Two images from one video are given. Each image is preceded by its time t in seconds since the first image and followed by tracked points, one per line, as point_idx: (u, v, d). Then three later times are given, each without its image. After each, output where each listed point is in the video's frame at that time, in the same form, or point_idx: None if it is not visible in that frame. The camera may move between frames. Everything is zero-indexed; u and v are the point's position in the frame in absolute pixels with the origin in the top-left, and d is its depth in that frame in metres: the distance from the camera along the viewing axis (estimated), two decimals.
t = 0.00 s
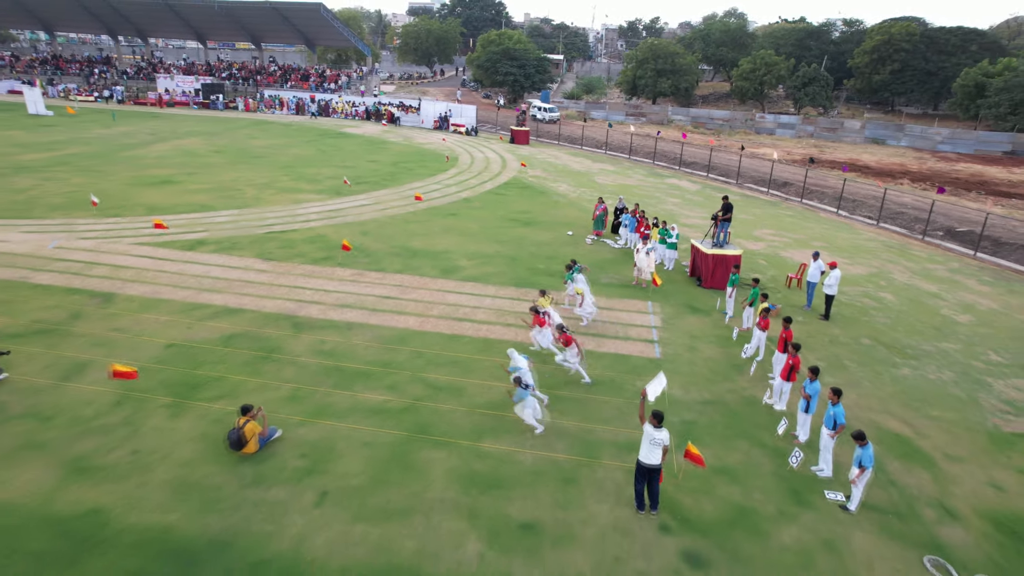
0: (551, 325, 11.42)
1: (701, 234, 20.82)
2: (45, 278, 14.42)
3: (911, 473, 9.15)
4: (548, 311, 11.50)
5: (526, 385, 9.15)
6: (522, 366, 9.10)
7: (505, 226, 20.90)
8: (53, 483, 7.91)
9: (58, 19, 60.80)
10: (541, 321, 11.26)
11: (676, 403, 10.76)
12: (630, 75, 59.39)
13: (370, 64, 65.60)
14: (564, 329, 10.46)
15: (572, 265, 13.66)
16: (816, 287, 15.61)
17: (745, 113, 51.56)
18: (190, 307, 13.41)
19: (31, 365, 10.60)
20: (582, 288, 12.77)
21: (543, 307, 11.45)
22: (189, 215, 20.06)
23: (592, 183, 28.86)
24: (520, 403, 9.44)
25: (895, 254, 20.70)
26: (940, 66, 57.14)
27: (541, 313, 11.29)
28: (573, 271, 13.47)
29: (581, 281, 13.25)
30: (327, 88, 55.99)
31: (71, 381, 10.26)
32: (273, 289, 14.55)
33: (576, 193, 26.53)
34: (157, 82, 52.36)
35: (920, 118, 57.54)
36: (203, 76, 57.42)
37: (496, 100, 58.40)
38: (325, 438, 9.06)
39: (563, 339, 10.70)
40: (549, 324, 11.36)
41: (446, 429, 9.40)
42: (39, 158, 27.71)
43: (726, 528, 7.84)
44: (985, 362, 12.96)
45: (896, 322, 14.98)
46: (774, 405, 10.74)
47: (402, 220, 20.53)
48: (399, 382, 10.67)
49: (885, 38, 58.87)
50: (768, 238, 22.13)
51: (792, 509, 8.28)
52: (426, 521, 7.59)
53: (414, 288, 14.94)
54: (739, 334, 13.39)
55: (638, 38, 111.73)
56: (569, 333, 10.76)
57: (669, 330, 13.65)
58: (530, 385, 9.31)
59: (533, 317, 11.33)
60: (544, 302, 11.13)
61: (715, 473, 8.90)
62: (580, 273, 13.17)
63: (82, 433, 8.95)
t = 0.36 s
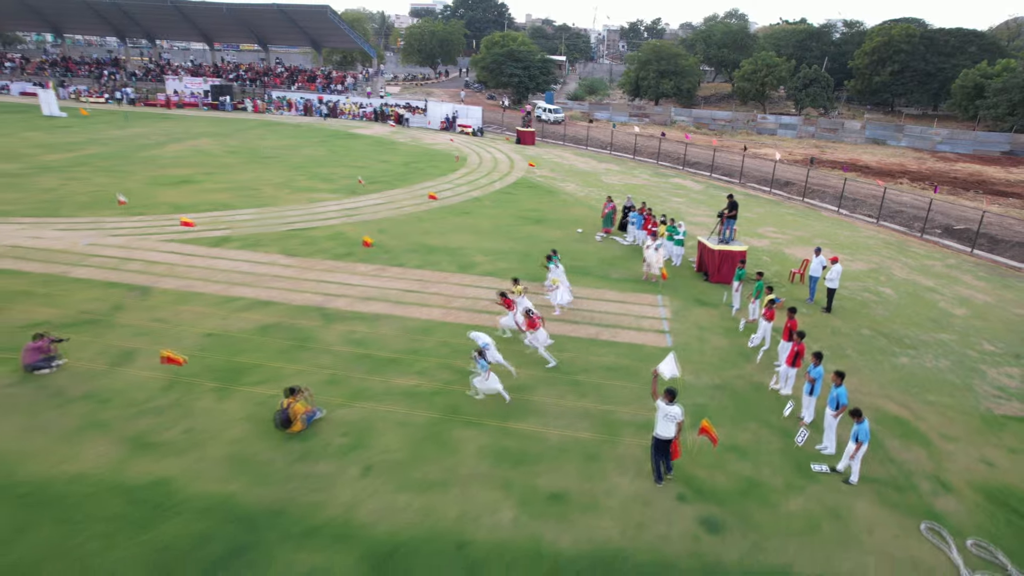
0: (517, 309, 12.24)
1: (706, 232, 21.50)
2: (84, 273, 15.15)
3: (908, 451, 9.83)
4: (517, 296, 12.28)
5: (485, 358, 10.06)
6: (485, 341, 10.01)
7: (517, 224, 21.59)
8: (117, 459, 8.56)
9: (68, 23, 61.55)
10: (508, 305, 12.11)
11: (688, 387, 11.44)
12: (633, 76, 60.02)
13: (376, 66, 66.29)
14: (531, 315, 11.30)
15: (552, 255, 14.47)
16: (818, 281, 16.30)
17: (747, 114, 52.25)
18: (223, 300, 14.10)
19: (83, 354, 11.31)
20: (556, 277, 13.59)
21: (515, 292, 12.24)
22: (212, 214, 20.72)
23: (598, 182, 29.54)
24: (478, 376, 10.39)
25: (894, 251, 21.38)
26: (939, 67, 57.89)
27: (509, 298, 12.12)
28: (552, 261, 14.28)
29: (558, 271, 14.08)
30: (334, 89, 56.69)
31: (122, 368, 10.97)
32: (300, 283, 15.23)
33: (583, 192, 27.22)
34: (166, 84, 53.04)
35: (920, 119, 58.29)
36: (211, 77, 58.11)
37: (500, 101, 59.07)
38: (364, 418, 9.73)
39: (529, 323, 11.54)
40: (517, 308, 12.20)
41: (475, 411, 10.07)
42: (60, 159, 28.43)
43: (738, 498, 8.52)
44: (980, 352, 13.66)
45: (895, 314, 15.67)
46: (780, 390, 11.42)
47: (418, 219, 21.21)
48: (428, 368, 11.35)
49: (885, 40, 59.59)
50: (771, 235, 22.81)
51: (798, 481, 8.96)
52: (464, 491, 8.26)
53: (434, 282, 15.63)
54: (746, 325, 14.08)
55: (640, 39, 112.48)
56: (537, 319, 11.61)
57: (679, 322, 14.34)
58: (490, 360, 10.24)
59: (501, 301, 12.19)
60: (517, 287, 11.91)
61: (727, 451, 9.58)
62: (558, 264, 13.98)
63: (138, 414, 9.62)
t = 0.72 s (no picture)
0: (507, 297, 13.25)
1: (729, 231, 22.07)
2: (140, 267, 15.89)
3: (938, 435, 10.41)
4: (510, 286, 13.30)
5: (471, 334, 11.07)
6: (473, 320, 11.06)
7: (545, 222, 22.21)
8: (201, 437, 9.23)
9: (90, 26, 62.66)
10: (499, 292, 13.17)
11: (725, 376, 12.04)
12: (647, 78, 60.46)
13: (392, 67, 67.01)
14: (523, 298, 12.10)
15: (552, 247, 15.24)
16: (843, 278, 16.83)
17: (761, 116, 52.57)
18: (275, 292, 14.78)
19: (153, 341, 12.02)
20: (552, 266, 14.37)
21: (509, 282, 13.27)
22: (252, 211, 21.44)
23: (619, 182, 30.12)
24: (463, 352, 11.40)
25: (914, 250, 21.88)
26: (954, 69, 58.14)
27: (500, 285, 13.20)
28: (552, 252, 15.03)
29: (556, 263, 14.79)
30: (352, 91, 57.43)
31: (191, 354, 11.67)
32: (346, 277, 15.91)
33: (606, 192, 27.80)
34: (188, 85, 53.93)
35: (933, 120, 58.57)
36: (231, 79, 58.96)
37: (516, 103, 59.64)
38: (425, 401, 10.37)
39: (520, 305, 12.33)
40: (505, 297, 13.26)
41: (527, 396, 10.69)
42: (96, 159, 29.27)
43: (781, 476, 9.11)
44: (1003, 345, 14.18)
45: (919, 310, 16.20)
46: (813, 378, 12.00)
47: (449, 217, 21.86)
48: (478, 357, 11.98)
49: (899, 41, 59.89)
50: (793, 235, 23.34)
51: (836, 461, 9.55)
52: (526, 467, 8.88)
53: (473, 277, 16.27)
54: (776, 319, 14.64)
55: (651, 41, 112.75)
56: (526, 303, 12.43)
57: (711, 316, 14.94)
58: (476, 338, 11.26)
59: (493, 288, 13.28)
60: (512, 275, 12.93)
61: (768, 434, 10.17)
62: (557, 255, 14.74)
63: (212, 397, 10.30)
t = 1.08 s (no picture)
0: (532, 281, 13.94)
1: (786, 232, 22.28)
2: (228, 255, 16.85)
3: (1012, 431, 10.65)
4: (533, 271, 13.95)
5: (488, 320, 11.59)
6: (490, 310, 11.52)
7: (603, 220, 22.73)
8: (312, 409, 10.01)
9: (153, 27, 65.17)
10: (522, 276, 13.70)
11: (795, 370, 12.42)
12: (694, 79, 60.31)
13: (440, 67, 68.11)
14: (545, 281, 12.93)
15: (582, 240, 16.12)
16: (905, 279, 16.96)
17: (811, 118, 52.08)
18: (357, 281, 15.60)
19: (253, 322, 12.87)
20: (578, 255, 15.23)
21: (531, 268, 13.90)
22: (322, 205, 22.40)
23: (672, 182, 30.41)
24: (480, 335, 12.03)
25: (976, 254, 21.79)
26: (1014, 71, 56.55)
27: (524, 269, 13.73)
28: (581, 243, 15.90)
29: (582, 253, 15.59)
30: (402, 90, 58.67)
31: (290, 335, 12.52)
32: (421, 268, 16.68)
33: (660, 192, 28.17)
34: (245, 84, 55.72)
35: (991, 123, 57.21)
36: (286, 78, 60.73)
37: (563, 103, 60.14)
38: (512, 383, 11.01)
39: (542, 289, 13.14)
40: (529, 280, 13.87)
41: (608, 383, 11.25)
42: (169, 155, 30.69)
43: (859, 462, 9.50)
44: None
45: (984, 312, 16.28)
46: (881, 373, 12.25)
47: (510, 214, 22.53)
48: (556, 344, 12.58)
49: (956, 43, 58.58)
50: (851, 236, 23.42)
51: (912, 451, 9.90)
52: (615, 447, 9.45)
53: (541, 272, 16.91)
54: (840, 317, 14.90)
55: (696, 42, 111.90)
56: (548, 287, 13.21)
57: (776, 313, 15.30)
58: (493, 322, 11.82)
59: (517, 272, 13.82)
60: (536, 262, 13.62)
61: (842, 424, 10.56)
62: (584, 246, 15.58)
63: (316, 374, 11.09)
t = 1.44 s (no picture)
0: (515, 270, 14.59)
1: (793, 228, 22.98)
2: (259, 255, 17.14)
3: None
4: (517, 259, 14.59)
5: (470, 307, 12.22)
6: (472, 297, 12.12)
7: (615, 218, 23.31)
8: (374, 400, 10.44)
9: (144, 29, 64.83)
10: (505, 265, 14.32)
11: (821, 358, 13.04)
12: (686, 79, 61.15)
13: (433, 68, 68.41)
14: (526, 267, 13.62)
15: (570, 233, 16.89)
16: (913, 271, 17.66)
17: (801, 117, 53.02)
18: (390, 278, 15.99)
19: (298, 319, 13.23)
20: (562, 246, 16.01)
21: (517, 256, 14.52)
22: (340, 205, 22.72)
23: (675, 181, 31.07)
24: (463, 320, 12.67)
25: (974, 246, 22.63)
26: (997, 70, 58.39)
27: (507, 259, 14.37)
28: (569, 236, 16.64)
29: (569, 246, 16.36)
30: (397, 91, 58.90)
31: (337, 330, 12.89)
32: (450, 265, 17.11)
33: (665, 190, 28.77)
34: (240, 85, 55.67)
35: (975, 121, 58.74)
36: (280, 79, 60.68)
37: (557, 103, 60.70)
38: (560, 374, 11.51)
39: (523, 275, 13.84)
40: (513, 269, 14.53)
41: (650, 374, 11.79)
42: (177, 156, 30.81)
43: (895, 441, 10.11)
44: None
45: (989, 301, 17.05)
46: (903, 359, 12.89)
47: (525, 213, 23.03)
48: (595, 337, 13.10)
49: (940, 43, 60.06)
50: (853, 231, 24.19)
51: (942, 429, 10.53)
52: (667, 432, 9.99)
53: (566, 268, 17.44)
54: (856, 306, 15.56)
55: (683, 42, 113.01)
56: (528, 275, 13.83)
57: (795, 304, 15.93)
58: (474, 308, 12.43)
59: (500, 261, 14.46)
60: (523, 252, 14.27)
61: (874, 406, 11.17)
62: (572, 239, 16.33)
63: (371, 367, 11.49)
